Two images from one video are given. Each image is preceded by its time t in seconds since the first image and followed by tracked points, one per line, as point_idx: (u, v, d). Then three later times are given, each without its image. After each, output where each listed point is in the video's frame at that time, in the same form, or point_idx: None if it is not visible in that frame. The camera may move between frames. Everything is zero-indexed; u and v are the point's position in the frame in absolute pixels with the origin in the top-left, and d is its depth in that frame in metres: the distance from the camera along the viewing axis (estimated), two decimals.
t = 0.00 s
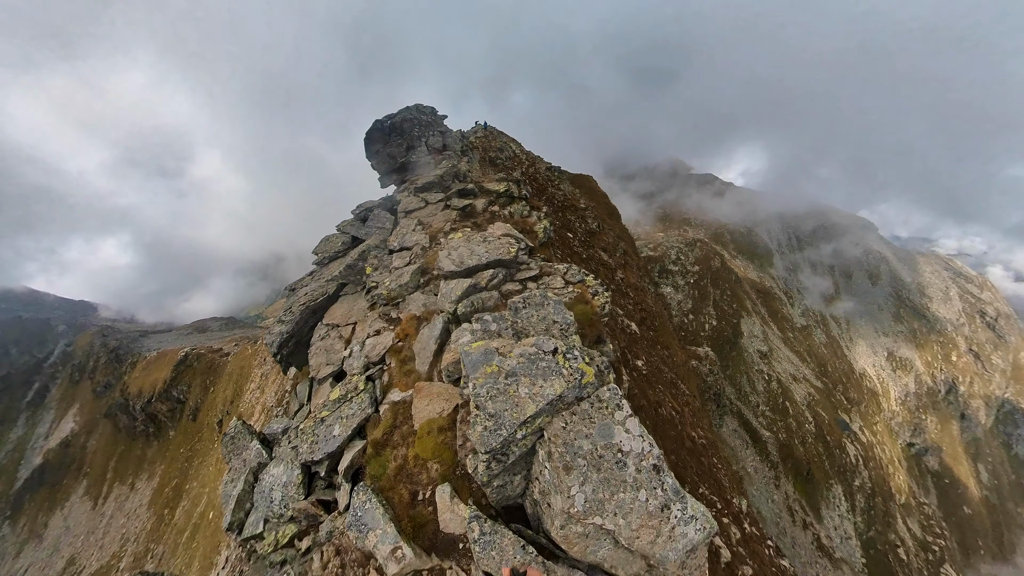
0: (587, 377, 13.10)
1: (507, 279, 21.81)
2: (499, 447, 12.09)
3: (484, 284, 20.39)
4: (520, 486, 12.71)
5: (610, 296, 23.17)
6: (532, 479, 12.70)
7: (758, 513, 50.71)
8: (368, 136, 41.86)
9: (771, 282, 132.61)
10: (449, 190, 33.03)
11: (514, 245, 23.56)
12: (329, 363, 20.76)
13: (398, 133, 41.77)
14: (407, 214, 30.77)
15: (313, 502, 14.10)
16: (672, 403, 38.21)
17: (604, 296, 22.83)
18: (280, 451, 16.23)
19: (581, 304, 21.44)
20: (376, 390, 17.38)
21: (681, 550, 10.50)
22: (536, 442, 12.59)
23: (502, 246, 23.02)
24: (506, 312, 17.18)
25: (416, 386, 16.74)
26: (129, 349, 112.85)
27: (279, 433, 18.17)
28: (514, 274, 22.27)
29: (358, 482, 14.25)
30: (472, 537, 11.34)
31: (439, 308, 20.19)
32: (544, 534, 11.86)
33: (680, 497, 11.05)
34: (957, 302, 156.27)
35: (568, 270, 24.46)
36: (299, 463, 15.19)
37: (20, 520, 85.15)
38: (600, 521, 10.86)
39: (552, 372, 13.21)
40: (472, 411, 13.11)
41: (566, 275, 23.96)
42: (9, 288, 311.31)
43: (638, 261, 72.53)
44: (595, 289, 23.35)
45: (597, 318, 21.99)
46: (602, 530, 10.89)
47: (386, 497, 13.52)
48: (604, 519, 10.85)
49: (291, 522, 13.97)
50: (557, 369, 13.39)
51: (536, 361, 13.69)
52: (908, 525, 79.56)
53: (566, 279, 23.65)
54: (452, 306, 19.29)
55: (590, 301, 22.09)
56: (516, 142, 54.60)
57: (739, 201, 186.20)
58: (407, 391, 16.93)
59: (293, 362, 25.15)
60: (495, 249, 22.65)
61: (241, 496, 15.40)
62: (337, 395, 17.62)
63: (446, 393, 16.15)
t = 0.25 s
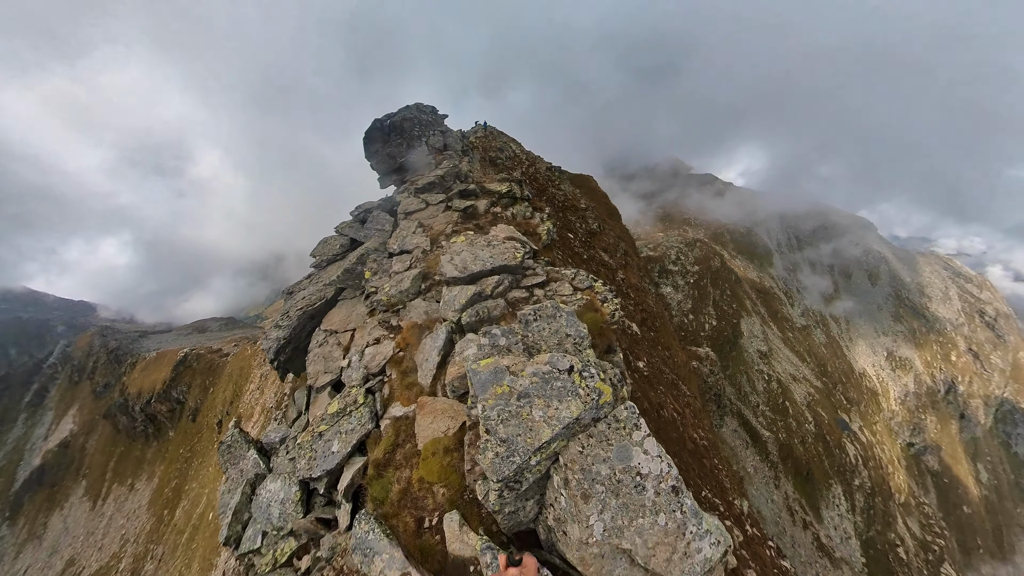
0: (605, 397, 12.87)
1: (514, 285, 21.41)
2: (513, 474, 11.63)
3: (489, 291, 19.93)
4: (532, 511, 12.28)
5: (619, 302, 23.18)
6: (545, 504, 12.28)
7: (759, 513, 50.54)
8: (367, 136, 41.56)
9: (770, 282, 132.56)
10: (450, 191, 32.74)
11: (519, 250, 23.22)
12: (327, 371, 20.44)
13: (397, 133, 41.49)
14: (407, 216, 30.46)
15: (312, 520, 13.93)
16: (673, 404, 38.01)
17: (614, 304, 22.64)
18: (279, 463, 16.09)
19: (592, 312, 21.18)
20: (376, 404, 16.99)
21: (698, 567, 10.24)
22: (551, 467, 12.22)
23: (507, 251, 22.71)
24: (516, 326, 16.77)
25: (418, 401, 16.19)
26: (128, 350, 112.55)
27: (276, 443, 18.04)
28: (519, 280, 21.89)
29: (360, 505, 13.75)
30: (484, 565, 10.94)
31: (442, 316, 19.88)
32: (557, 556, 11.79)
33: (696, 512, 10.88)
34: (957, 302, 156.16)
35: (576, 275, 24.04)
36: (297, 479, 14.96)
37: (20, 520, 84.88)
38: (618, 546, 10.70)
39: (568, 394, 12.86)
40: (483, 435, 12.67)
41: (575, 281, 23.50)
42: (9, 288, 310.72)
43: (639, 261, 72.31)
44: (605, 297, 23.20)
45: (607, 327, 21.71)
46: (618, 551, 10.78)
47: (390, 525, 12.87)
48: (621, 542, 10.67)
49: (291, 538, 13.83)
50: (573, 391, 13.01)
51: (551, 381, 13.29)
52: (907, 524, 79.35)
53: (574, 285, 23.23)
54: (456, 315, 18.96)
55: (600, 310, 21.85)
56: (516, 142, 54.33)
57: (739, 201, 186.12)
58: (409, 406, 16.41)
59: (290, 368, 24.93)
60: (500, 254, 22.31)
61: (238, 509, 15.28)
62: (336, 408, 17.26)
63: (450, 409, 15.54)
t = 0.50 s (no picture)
0: (618, 422, 12.56)
1: (519, 296, 21.14)
2: (524, 503, 11.23)
3: (493, 304, 19.65)
4: (544, 535, 11.95)
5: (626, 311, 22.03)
6: (557, 529, 11.94)
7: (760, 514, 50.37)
8: (366, 138, 41.38)
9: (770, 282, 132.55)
10: (451, 194, 32.55)
11: (523, 259, 22.95)
12: (327, 382, 20.10)
13: (397, 134, 41.28)
14: (407, 221, 30.23)
15: (316, 536, 13.73)
16: (674, 406, 37.88)
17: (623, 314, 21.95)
18: (280, 476, 15.80)
19: (598, 324, 20.33)
20: (378, 421, 16.53)
21: None
22: (563, 494, 11.89)
23: (512, 261, 22.46)
24: (525, 345, 16.21)
25: (422, 419, 15.70)
26: (127, 351, 112.17)
27: (276, 453, 17.84)
28: (524, 291, 21.58)
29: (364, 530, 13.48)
30: None
31: (445, 328, 19.66)
32: None
33: (705, 530, 10.90)
34: (956, 301, 156.12)
35: (583, 285, 23.35)
36: (297, 496, 14.50)
37: (19, 521, 84.45)
38: (630, 573, 10.47)
39: (580, 420, 12.47)
40: (492, 463, 12.22)
41: (582, 291, 22.87)
42: (8, 288, 309.81)
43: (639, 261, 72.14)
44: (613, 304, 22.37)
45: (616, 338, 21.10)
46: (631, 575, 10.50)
47: (399, 550, 12.44)
48: (633, 563, 10.54)
49: (293, 556, 13.53)
50: (586, 416, 12.61)
51: (563, 407, 12.84)
52: (907, 524, 79.17)
53: (581, 295, 22.58)
54: (460, 328, 18.68)
55: (609, 320, 20.96)
56: (517, 143, 54.14)
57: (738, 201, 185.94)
58: (413, 424, 15.88)
59: (288, 377, 24.58)
60: (505, 265, 22.00)
61: (239, 522, 15.05)
62: (335, 423, 16.68)
63: (456, 430, 14.94)
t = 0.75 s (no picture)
0: (634, 454, 12.17)
1: (523, 310, 20.69)
2: (536, 542, 10.79)
3: (498, 320, 19.14)
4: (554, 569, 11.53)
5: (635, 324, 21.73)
6: (568, 564, 11.58)
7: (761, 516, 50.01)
8: (366, 139, 41.03)
9: (770, 282, 132.16)
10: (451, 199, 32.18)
11: (527, 269, 22.51)
12: (324, 395, 19.80)
13: (397, 135, 41.00)
14: (406, 226, 29.86)
15: (313, 559, 13.22)
16: (675, 408, 37.59)
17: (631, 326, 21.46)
18: (278, 493, 15.61)
19: (608, 339, 19.65)
20: (378, 441, 16.08)
21: None
22: (574, 530, 11.52)
23: (516, 272, 22.06)
24: (534, 370, 15.38)
25: (423, 443, 15.17)
26: (127, 351, 111.88)
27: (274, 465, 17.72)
28: (529, 303, 21.12)
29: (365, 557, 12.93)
30: None
31: (446, 342, 19.27)
32: None
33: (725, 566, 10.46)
34: (957, 302, 155.73)
35: (589, 295, 22.73)
36: (295, 515, 14.24)
37: (18, 521, 84.07)
38: None
39: (593, 454, 12.06)
40: (501, 499, 11.80)
41: (589, 303, 22.23)
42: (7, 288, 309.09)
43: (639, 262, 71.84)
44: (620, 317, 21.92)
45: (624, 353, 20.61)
46: None
47: None
48: None
49: None
50: (599, 449, 12.19)
51: (575, 441, 12.37)
52: (907, 525, 78.76)
53: (588, 307, 21.93)
54: (463, 344, 18.18)
55: (617, 333, 20.55)
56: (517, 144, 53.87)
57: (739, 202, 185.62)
58: (414, 445, 15.49)
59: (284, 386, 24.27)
60: (509, 277, 21.51)
61: (235, 539, 14.78)
62: (333, 441, 16.34)
63: (460, 456, 14.44)
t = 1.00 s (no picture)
0: (658, 483, 11.77)
1: (531, 319, 20.10)
2: None
3: (504, 330, 18.49)
4: None
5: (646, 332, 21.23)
6: None
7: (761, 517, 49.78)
8: (364, 138, 40.69)
9: (770, 282, 132.01)
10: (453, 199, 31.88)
11: (532, 274, 21.99)
12: (322, 405, 19.36)
13: (396, 134, 40.72)
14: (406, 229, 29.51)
15: None
16: (677, 410, 37.18)
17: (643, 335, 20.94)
18: (275, 508, 15.35)
19: (620, 349, 18.85)
20: (377, 459, 15.61)
21: None
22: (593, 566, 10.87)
23: (523, 278, 21.26)
24: (547, 392, 14.66)
25: (426, 465, 14.53)
26: (127, 351, 111.56)
27: (270, 476, 17.42)
28: (537, 311, 20.64)
29: None
30: None
31: (447, 352, 18.92)
32: None
33: None
34: (956, 301, 155.46)
35: (598, 303, 22.22)
36: (292, 533, 13.91)
37: (17, 522, 83.69)
38: None
39: (614, 486, 11.63)
40: (515, 537, 11.12)
41: (599, 311, 21.66)
42: (7, 289, 308.56)
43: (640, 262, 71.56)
44: (631, 325, 21.39)
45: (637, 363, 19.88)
46: None
47: None
48: None
49: None
50: (621, 480, 11.78)
51: (596, 473, 11.94)
52: (907, 524, 78.62)
53: (598, 315, 21.41)
54: (467, 356, 17.63)
55: (628, 342, 19.90)
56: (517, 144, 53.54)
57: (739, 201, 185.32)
58: (416, 465, 14.94)
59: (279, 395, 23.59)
60: (516, 283, 20.68)
61: (231, 554, 14.47)
62: (331, 456, 15.94)
63: (465, 479, 13.75)
